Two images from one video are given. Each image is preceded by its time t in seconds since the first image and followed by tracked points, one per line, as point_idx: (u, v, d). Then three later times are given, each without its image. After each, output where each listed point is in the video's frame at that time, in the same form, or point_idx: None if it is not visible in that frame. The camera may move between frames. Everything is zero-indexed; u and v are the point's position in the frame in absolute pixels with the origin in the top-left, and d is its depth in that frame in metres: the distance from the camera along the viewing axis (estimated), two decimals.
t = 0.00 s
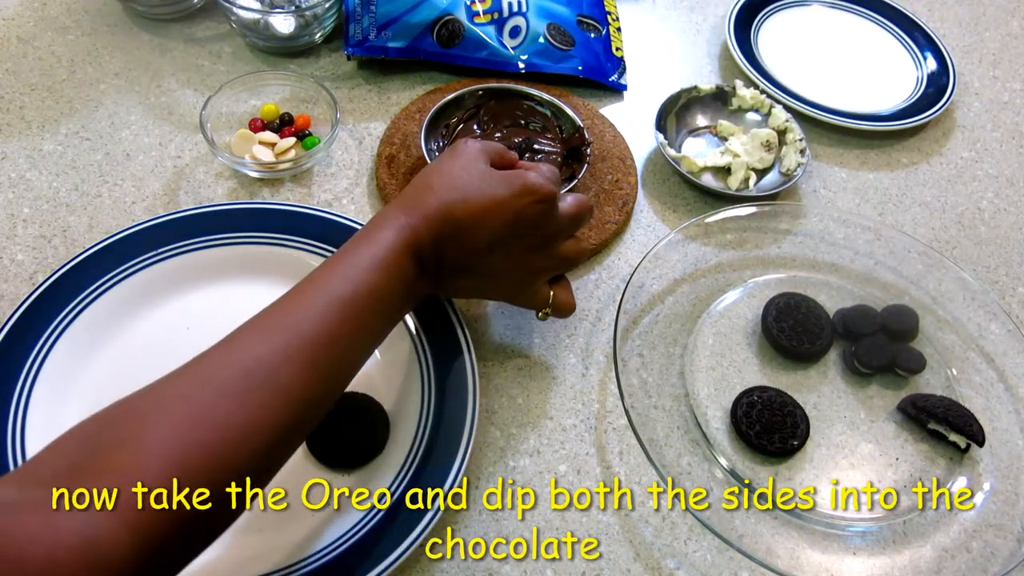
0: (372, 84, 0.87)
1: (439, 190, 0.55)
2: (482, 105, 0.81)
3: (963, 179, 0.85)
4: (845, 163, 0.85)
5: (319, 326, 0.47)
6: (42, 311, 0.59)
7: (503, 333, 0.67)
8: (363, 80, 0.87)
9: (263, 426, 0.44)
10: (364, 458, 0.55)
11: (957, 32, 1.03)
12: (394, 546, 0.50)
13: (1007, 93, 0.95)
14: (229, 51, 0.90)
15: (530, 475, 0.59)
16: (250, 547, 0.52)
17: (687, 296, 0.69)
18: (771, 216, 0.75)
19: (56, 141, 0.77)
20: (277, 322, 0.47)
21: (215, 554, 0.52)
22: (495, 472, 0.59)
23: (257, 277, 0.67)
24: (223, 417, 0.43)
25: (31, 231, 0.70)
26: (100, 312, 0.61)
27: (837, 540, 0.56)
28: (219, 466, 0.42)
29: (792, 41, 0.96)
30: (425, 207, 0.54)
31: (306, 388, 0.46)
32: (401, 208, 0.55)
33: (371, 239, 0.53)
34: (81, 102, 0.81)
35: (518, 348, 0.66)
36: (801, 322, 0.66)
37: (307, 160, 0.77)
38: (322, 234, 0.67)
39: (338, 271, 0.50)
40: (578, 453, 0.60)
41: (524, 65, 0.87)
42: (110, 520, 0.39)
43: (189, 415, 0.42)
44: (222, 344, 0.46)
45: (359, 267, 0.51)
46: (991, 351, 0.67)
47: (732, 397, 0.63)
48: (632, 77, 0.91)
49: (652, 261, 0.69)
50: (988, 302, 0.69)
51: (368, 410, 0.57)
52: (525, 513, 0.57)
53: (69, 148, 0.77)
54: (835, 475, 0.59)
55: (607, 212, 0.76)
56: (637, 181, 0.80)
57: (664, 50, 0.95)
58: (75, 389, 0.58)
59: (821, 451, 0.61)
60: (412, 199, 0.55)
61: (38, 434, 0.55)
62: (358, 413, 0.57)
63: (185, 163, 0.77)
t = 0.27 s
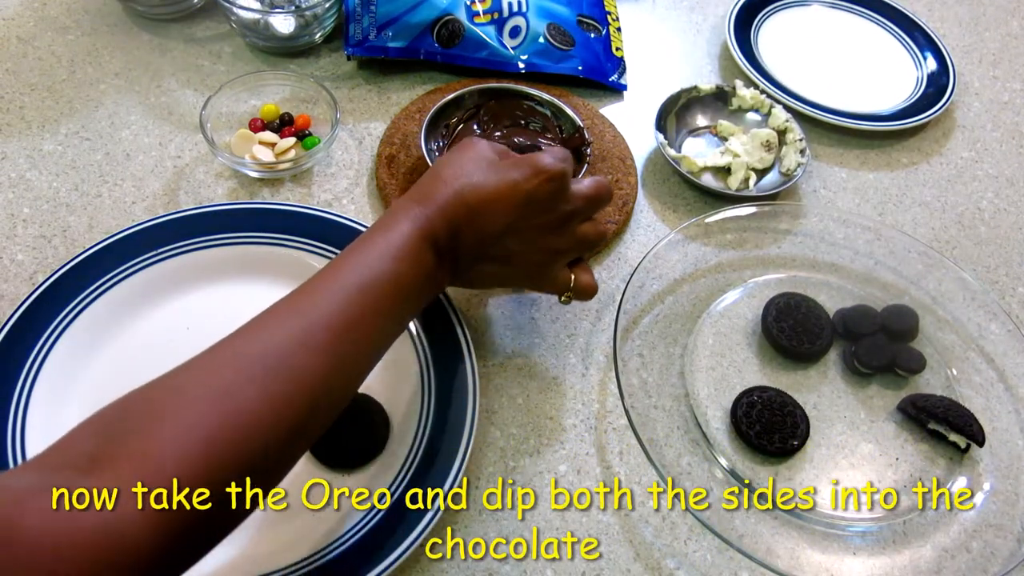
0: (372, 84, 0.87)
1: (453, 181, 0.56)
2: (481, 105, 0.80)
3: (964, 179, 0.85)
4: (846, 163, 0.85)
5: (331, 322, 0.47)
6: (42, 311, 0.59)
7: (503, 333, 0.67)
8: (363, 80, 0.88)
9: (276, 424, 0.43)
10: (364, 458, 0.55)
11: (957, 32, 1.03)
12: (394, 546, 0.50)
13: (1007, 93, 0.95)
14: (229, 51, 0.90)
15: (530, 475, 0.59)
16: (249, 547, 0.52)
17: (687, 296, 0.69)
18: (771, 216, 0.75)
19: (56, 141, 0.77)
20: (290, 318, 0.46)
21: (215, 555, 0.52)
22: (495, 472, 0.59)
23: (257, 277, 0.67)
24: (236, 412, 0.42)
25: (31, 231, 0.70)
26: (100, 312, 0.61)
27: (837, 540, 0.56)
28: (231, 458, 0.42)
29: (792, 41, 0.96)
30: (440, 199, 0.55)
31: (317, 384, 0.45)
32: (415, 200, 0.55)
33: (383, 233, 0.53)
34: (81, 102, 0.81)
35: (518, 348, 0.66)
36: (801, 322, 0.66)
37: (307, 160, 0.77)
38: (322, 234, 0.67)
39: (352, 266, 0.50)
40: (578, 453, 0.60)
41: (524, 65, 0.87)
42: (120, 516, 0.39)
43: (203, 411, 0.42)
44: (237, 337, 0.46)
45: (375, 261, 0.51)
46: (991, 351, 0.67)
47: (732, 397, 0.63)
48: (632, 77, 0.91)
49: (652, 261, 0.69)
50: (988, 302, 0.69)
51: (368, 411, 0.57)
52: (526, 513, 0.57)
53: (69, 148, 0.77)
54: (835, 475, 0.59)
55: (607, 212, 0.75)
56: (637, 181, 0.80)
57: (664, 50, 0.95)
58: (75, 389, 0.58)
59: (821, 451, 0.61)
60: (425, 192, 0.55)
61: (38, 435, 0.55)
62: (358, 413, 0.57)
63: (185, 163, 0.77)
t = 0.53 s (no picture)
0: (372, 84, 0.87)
1: (370, 142, 0.45)
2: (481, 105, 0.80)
3: (964, 179, 0.85)
4: (846, 163, 0.85)
5: (247, 330, 0.43)
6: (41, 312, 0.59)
7: (503, 333, 0.67)
8: (363, 80, 0.88)
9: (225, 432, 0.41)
10: (364, 458, 0.55)
11: (957, 32, 1.03)
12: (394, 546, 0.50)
13: (1007, 93, 0.95)
14: (229, 51, 0.90)
15: (530, 475, 0.59)
16: (249, 547, 0.52)
17: (687, 296, 0.69)
18: (771, 216, 0.75)
19: (56, 141, 0.77)
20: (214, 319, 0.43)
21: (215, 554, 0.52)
22: (495, 472, 0.59)
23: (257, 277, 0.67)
24: (166, 437, 0.40)
25: (30, 231, 0.70)
26: (100, 312, 0.61)
27: (836, 540, 0.56)
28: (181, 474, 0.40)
29: (793, 40, 0.96)
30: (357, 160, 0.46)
31: (249, 394, 0.42)
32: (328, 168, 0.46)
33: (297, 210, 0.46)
34: (81, 102, 0.81)
35: (518, 348, 0.66)
36: (801, 322, 0.66)
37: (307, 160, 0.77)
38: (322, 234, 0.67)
39: (254, 273, 0.44)
40: (578, 453, 0.60)
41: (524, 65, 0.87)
42: (78, 556, 0.38)
43: (130, 450, 0.39)
44: (155, 355, 0.42)
45: (283, 255, 0.45)
46: (991, 351, 0.67)
47: (732, 397, 0.63)
48: (632, 77, 0.91)
49: (652, 261, 0.69)
50: (988, 302, 0.69)
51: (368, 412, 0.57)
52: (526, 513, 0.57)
53: (69, 148, 0.77)
54: (835, 475, 0.59)
55: (607, 212, 0.76)
56: (637, 181, 0.80)
57: (664, 50, 0.96)
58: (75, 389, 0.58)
59: (821, 451, 0.61)
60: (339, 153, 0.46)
61: (37, 435, 0.55)
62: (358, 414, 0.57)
63: (185, 163, 0.77)
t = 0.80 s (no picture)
0: (372, 84, 0.87)
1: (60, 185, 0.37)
2: (481, 105, 0.79)
3: (964, 179, 0.85)
4: (846, 163, 0.85)
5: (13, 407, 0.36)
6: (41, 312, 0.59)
7: (503, 333, 0.67)
8: (363, 80, 0.87)
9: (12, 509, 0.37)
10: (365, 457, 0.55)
11: (957, 32, 1.03)
12: (395, 546, 0.50)
13: (1007, 93, 0.95)
14: (229, 51, 0.90)
15: (530, 475, 0.59)
16: (250, 547, 0.52)
17: (687, 296, 0.69)
18: (771, 216, 0.75)
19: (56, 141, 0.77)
20: None
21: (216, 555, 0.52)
22: (495, 472, 0.59)
23: (257, 277, 0.67)
24: None
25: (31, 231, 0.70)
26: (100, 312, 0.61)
27: (836, 540, 0.56)
28: None
29: (793, 40, 0.96)
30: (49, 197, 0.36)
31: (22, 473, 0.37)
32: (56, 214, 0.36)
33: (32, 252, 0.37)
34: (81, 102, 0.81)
35: (518, 348, 0.66)
36: (801, 322, 0.66)
37: (307, 160, 0.77)
38: (322, 235, 0.67)
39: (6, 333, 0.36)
40: (578, 453, 0.60)
41: (524, 64, 0.87)
42: None
43: None
44: None
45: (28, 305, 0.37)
46: (991, 351, 0.67)
47: (732, 397, 0.63)
48: (632, 77, 0.91)
49: (652, 261, 0.69)
50: (988, 302, 0.69)
51: (368, 412, 0.57)
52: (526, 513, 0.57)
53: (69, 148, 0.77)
54: (835, 475, 0.59)
55: (607, 212, 0.76)
56: (638, 181, 0.80)
57: (664, 50, 0.95)
58: (75, 390, 0.58)
59: (821, 451, 0.61)
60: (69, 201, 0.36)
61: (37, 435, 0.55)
62: (358, 414, 0.56)
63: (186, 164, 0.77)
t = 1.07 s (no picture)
0: (372, 84, 0.87)
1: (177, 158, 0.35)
2: (481, 105, 0.79)
3: (964, 179, 0.85)
4: (846, 163, 0.85)
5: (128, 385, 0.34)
6: (41, 312, 0.59)
7: (503, 332, 0.67)
8: (363, 80, 0.87)
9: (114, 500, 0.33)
10: (365, 458, 0.55)
11: (957, 32, 1.03)
12: (395, 546, 0.50)
13: (1007, 93, 0.95)
14: (229, 51, 0.90)
15: (530, 475, 0.59)
16: (250, 548, 0.52)
17: (687, 296, 0.69)
18: (771, 216, 0.75)
19: (56, 141, 0.77)
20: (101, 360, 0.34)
21: (216, 556, 0.52)
22: (495, 472, 0.59)
23: (257, 278, 0.67)
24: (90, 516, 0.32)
25: (31, 231, 0.70)
26: (99, 313, 0.61)
27: (836, 540, 0.56)
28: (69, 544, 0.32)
29: (794, 40, 0.96)
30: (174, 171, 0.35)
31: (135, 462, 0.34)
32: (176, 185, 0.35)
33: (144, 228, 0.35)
34: (81, 102, 0.81)
35: (518, 348, 0.66)
36: (801, 322, 0.66)
37: (307, 160, 0.77)
38: (322, 235, 0.67)
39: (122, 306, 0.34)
40: (578, 454, 0.60)
41: (524, 64, 0.87)
42: None
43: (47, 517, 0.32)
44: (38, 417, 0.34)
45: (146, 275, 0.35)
46: (991, 351, 0.67)
47: (732, 397, 0.63)
48: (632, 77, 0.91)
49: (652, 261, 0.69)
50: (988, 302, 0.69)
51: (368, 413, 0.57)
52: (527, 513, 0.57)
53: (69, 148, 0.77)
54: (835, 475, 0.59)
55: (607, 212, 0.76)
56: (638, 181, 0.80)
57: (664, 50, 0.95)
58: (76, 390, 0.58)
59: (821, 451, 0.61)
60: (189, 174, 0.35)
61: (38, 436, 0.55)
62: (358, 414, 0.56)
63: (185, 164, 0.77)
